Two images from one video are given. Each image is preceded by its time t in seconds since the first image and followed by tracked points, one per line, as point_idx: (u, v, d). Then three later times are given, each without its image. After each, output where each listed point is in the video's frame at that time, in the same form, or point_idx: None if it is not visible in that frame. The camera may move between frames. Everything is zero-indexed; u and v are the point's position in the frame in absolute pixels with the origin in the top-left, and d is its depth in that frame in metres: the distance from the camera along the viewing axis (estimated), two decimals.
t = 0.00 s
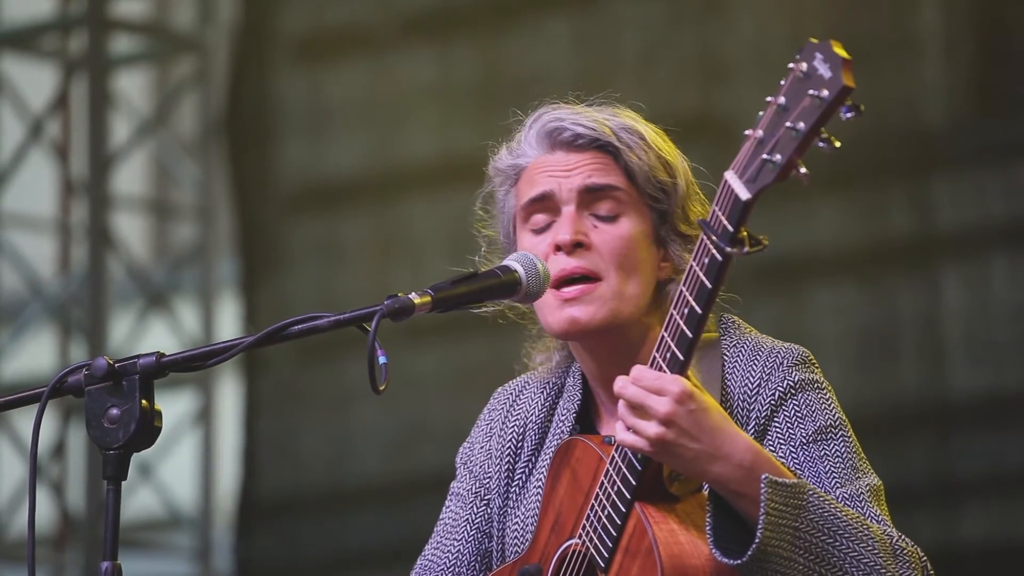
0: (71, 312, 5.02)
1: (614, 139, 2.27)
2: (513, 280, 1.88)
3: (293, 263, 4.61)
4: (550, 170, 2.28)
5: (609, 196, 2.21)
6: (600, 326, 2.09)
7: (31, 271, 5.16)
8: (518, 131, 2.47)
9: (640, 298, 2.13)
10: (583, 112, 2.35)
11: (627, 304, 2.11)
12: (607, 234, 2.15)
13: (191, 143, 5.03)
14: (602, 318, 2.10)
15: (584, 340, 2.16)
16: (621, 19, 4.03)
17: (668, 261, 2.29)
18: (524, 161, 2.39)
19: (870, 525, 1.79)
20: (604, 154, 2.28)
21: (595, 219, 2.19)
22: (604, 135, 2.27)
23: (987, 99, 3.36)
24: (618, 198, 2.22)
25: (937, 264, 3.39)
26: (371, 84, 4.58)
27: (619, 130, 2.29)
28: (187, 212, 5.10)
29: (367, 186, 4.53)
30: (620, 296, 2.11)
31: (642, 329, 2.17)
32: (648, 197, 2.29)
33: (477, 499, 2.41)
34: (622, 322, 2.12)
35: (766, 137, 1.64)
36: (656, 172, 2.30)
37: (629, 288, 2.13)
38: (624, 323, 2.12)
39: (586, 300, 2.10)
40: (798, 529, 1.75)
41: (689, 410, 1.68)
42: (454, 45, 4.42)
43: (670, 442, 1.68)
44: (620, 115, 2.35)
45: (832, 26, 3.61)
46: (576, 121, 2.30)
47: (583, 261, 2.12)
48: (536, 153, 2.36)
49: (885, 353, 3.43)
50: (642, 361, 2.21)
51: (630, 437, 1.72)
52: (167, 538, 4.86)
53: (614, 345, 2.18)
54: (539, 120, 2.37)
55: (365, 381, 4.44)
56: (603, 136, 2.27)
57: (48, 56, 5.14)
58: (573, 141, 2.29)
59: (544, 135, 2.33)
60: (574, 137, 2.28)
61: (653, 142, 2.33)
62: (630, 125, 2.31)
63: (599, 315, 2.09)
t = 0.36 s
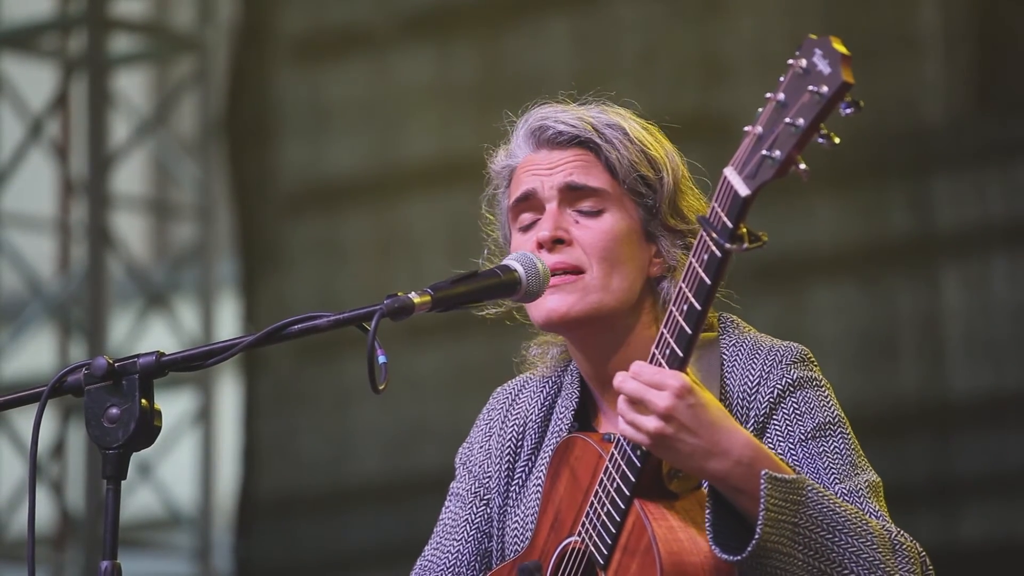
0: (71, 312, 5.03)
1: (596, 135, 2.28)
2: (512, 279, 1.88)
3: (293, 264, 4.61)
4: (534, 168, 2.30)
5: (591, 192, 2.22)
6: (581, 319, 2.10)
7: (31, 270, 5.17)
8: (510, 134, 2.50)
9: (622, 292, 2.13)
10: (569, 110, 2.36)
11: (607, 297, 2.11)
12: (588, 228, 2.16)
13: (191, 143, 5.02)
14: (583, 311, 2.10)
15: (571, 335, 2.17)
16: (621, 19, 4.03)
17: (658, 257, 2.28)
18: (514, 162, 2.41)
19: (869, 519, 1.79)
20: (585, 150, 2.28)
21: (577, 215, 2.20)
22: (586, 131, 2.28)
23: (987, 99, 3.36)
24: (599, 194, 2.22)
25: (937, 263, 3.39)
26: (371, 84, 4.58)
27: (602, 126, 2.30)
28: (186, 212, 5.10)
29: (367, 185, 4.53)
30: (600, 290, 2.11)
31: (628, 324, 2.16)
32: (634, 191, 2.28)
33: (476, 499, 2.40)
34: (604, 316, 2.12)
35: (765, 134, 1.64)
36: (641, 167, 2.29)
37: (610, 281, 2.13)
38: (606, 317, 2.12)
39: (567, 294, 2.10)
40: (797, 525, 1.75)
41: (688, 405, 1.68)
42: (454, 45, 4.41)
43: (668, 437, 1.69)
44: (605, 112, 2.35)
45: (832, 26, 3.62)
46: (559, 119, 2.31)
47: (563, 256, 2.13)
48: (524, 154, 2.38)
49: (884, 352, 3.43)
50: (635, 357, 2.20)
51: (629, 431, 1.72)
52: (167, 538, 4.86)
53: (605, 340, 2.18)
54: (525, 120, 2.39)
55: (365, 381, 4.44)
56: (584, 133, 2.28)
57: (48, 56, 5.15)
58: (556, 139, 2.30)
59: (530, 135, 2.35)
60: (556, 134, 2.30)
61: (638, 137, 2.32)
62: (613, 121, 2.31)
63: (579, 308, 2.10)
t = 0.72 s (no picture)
0: (71, 311, 5.03)
1: (603, 135, 2.26)
2: (512, 279, 1.88)
3: (293, 264, 4.61)
4: (541, 169, 2.28)
5: (599, 193, 2.20)
6: (593, 322, 2.09)
7: (31, 270, 5.17)
8: (510, 132, 2.47)
9: (633, 293, 2.13)
10: (573, 109, 2.34)
11: (618, 299, 2.11)
12: (598, 231, 2.15)
13: (190, 143, 5.02)
14: (595, 314, 2.09)
15: (581, 338, 2.16)
16: (621, 18, 4.03)
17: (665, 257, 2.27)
18: (518, 161, 2.39)
19: (864, 526, 1.79)
20: (592, 151, 2.27)
21: (586, 217, 2.19)
22: (593, 132, 2.26)
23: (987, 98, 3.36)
24: (607, 195, 2.21)
25: (937, 263, 3.39)
26: (371, 84, 4.58)
27: (607, 126, 2.28)
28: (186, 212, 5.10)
29: (367, 185, 4.53)
30: (612, 292, 2.11)
31: (637, 324, 2.16)
32: (641, 192, 2.27)
33: (478, 500, 2.40)
34: (616, 318, 2.11)
35: (767, 136, 1.64)
36: (648, 167, 2.28)
37: (621, 283, 2.12)
38: (618, 318, 2.12)
39: (579, 297, 2.10)
40: (791, 532, 1.75)
41: (687, 408, 1.68)
42: (454, 45, 4.41)
43: (666, 439, 1.69)
44: (609, 112, 2.34)
45: (832, 26, 3.62)
46: (564, 120, 2.29)
47: (574, 258, 2.12)
48: (529, 154, 2.36)
49: (885, 352, 3.43)
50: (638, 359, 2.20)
51: (628, 432, 1.73)
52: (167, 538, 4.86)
53: (611, 341, 2.17)
54: (528, 119, 2.36)
55: (365, 380, 4.44)
56: (591, 134, 2.26)
57: (48, 56, 5.14)
58: (562, 140, 2.28)
59: (534, 136, 2.33)
60: (562, 135, 2.28)
61: (644, 137, 2.31)
62: (619, 121, 2.29)
63: (592, 311, 2.09)
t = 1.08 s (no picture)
0: (71, 312, 5.00)
1: (628, 128, 2.26)
2: (512, 278, 1.88)
3: (293, 262, 4.61)
4: (562, 157, 2.27)
5: (617, 186, 2.19)
6: (600, 314, 2.07)
7: (31, 270, 5.19)
8: (537, 120, 2.48)
9: (642, 291, 2.10)
10: (601, 100, 2.35)
11: (627, 295, 2.08)
12: (612, 225, 2.13)
13: (190, 142, 5.03)
14: (601, 307, 2.07)
15: (585, 332, 2.14)
16: (621, 17, 4.02)
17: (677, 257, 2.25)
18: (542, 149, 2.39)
19: (865, 543, 1.79)
20: (615, 143, 2.26)
21: (602, 210, 2.17)
22: (618, 123, 2.26)
23: (988, 99, 3.36)
24: (625, 189, 2.19)
25: (937, 262, 3.39)
26: (371, 82, 4.58)
27: (634, 120, 2.28)
28: (186, 211, 5.11)
29: (367, 183, 4.53)
30: (621, 287, 2.09)
31: (643, 322, 2.14)
32: (660, 190, 2.26)
33: (473, 492, 2.39)
34: (623, 313, 2.09)
35: (774, 153, 1.63)
36: (670, 165, 2.27)
37: (632, 279, 2.10)
38: (625, 314, 2.09)
39: (586, 288, 2.08)
40: (792, 550, 1.75)
41: (693, 424, 1.68)
42: (454, 44, 4.41)
43: (671, 454, 1.69)
44: (638, 107, 2.34)
45: (833, 26, 3.61)
46: (591, 109, 2.30)
47: (585, 250, 2.11)
48: (554, 141, 2.36)
49: (885, 352, 3.43)
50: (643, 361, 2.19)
51: (633, 445, 1.73)
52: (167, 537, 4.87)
53: (616, 342, 2.16)
54: (557, 107, 2.37)
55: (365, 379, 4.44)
56: (616, 124, 2.26)
57: (48, 55, 5.10)
58: (587, 127, 2.29)
59: (560, 123, 2.33)
60: (588, 123, 2.28)
61: (669, 134, 2.31)
62: (645, 116, 2.29)
63: (598, 303, 2.07)
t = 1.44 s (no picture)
0: (71, 309, 4.97)
1: (640, 121, 2.27)
2: (512, 275, 1.88)
3: (293, 260, 4.61)
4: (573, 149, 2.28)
5: (623, 178, 2.18)
6: (597, 304, 2.05)
7: (31, 267, 5.21)
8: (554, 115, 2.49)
9: (641, 285, 2.08)
10: (619, 95, 2.36)
11: (625, 287, 2.07)
12: (615, 217, 2.12)
13: (190, 140, 5.05)
14: (598, 299, 2.05)
15: (585, 324, 2.12)
16: (621, 15, 4.02)
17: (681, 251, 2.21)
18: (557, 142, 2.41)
19: (858, 541, 1.78)
20: (625, 136, 2.27)
21: (607, 202, 2.17)
22: (629, 115, 2.27)
23: (987, 97, 3.36)
24: (632, 181, 2.18)
25: (937, 260, 3.39)
26: (370, 80, 4.57)
27: (647, 115, 2.29)
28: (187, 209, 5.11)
29: (367, 182, 4.53)
30: (620, 279, 2.07)
31: (644, 317, 2.12)
32: (668, 185, 2.24)
33: (475, 484, 2.39)
34: (622, 305, 2.07)
35: (767, 148, 1.63)
36: (680, 161, 2.26)
37: (632, 271, 2.08)
38: (624, 307, 2.07)
39: (584, 277, 2.07)
40: (783, 546, 1.76)
41: (685, 418, 1.68)
42: (454, 43, 4.40)
43: (663, 447, 1.69)
44: (653, 103, 2.35)
45: (833, 23, 3.61)
46: (607, 102, 2.31)
47: (586, 240, 2.10)
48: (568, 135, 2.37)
49: (884, 350, 3.43)
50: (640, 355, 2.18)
51: (625, 437, 1.73)
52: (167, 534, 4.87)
53: (615, 334, 2.15)
54: (573, 102, 2.39)
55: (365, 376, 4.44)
56: (629, 117, 2.27)
57: (47, 51, 5.09)
58: (600, 119, 2.30)
59: (575, 116, 2.35)
60: (601, 114, 2.30)
61: (681, 131, 2.30)
62: (660, 112, 2.30)
63: (596, 293, 2.05)
